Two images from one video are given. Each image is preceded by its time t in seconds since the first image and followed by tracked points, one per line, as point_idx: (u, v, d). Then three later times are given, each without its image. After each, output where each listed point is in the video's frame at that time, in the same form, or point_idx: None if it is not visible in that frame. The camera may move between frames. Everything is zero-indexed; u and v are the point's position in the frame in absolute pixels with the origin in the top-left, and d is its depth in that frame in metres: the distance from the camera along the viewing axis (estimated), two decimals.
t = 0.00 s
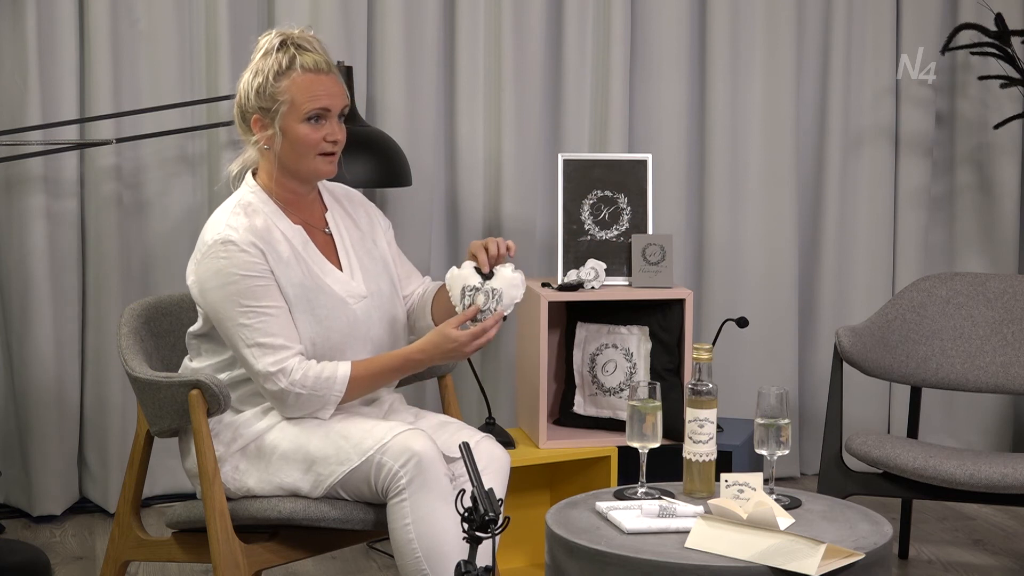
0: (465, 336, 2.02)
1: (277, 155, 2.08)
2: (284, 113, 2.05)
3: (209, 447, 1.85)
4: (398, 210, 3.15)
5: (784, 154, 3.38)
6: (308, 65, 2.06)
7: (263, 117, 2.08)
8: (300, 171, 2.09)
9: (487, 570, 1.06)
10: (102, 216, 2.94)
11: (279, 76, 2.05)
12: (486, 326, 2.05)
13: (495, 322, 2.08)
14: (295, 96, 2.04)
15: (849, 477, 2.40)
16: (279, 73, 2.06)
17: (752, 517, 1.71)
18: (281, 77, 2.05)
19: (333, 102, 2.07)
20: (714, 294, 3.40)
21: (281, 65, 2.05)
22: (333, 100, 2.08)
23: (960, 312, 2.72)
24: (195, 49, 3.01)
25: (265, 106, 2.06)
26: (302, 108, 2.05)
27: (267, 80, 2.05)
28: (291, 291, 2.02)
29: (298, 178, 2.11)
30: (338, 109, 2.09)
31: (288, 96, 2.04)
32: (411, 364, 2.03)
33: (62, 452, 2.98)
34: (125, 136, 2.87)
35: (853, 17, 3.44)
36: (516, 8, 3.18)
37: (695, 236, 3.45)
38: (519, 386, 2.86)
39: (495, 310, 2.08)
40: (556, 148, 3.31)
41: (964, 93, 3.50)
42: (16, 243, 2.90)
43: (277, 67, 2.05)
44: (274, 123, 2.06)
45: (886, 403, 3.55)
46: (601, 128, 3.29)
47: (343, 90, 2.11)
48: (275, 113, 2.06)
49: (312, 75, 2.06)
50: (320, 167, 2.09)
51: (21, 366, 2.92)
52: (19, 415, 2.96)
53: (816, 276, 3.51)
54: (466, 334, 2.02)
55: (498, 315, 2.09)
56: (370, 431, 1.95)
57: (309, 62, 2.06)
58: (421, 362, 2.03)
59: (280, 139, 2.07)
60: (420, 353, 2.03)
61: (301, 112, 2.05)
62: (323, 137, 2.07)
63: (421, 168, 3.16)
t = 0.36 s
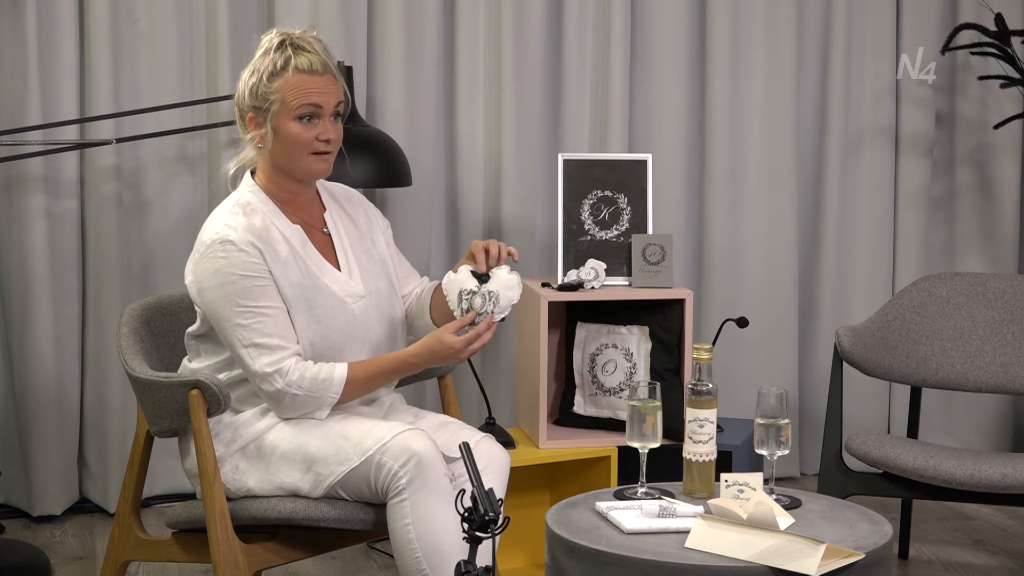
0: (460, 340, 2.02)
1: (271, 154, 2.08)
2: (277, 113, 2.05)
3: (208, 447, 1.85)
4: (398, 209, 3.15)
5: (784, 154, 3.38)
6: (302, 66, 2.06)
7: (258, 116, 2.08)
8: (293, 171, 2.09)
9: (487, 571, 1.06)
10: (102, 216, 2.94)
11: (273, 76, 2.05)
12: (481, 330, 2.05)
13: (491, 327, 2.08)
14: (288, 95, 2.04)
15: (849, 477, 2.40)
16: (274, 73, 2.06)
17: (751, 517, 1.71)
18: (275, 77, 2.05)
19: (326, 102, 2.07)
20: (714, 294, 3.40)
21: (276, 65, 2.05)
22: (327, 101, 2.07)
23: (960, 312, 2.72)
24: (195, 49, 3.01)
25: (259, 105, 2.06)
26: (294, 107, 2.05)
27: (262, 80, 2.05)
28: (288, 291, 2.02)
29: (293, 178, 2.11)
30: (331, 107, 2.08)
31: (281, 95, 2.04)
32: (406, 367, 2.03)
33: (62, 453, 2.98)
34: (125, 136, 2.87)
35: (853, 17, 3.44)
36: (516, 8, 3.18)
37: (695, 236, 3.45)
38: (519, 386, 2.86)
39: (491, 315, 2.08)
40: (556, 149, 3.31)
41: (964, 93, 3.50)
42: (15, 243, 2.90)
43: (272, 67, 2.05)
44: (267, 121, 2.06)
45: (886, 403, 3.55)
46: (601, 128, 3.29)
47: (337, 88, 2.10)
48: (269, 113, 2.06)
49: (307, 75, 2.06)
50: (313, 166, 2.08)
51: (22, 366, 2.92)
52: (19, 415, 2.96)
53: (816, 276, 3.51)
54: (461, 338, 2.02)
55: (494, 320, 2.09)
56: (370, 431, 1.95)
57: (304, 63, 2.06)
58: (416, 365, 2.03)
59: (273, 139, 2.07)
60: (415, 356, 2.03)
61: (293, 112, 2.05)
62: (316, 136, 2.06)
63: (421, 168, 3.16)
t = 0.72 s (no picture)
0: (458, 334, 2.02)
1: (271, 153, 2.08)
2: (276, 112, 2.05)
3: (208, 446, 1.85)
4: (398, 210, 3.15)
5: (784, 154, 3.38)
6: (301, 64, 2.06)
7: (257, 116, 2.08)
8: (293, 169, 2.09)
9: (487, 570, 1.06)
10: (102, 216, 2.94)
11: (272, 75, 2.06)
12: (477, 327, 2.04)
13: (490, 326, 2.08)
14: (287, 94, 2.04)
15: (849, 477, 2.40)
16: (273, 73, 2.06)
17: (752, 517, 1.71)
18: (273, 76, 2.05)
19: (325, 101, 2.07)
20: (714, 294, 3.40)
21: (275, 64, 2.05)
22: (326, 99, 2.07)
23: (960, 312, 2.72)
24: (195, 49, 3.01)
25: (258, 104, 2.06)
26: (292, 105, 2.05)
27: (261, 79, 2.05)
28: (289, 288, 2.02)
29: (292, 177, 2.11)
30: (330, 105, 2.08)
31: (279, 94, 2.04)
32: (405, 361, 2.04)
33: (62, 453, 2.98)
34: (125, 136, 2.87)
35: (854, 17, 3.43)
36: (516, 8, 3.18)
37: (695, 236, 3.45)
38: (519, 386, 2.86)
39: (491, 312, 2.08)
40: (556, 149, 3.31)
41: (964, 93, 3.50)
42: (15, 243, 2.90)
43: (271, 66, 2.05)
44: (266, 120, 2.06)
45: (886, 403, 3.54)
46: (600, 128, 3.29)
47: (336, 87, 2.10)
48: (268, 112, 2.06)
49: (305, 74, 2.06)
50: (313, 164, 2.08)
51: (22, 366, 2.92)
52: (19, 415, 2.96)
53: (816, 276, 3.51)
54: (459, 333, 2.02)
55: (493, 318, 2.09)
56: (370, 431, 1.95)
57: (303, 62, 2.06)
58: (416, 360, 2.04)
59: (272, 138, 2.07)
60: (414, 351, 2.03)
61: (292, 110, 2.05)
62: (315, 134, 2.06)
63: (421, 168, 3.16)
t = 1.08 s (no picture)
0: (460, 330, 2.03)
1: (275, 152, 2.08)
2: (280, 110, 2.05)
3: (208, 447, 1.85)
4: (398, 209, 3.15)
5: (784, 154, 3.38)
6: (303, 63, 2.06)
7: (261, 116, 2.08)
8: (298, 167, 2.09)
9: (487, 570, 1.05)
10: (102, 216, 2.94)
11: (274, 74, 2.06)
12: (481, 324, 2.04)
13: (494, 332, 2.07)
14: (290, 92, 2.04)
15: (849, 477, 2.40)
16: (275, 72, 2.06)
17: (751, 517, 1.71)
18: (276, 76, 2.06)
19: (327, 98, 2.07)
20: (714, 294, 3.40)
21: (276, 64, 2.06)
22: (329, 96, 2.07)
23: (960, 312, 2.72)
24: (195, 49, 3.01)
25: (262, 104, 2.06)
26: (296, 103, 2.05)
27: (263, 79, 2.06)
28: (292, 288, 2.02)
29: (298, 175, 2.11)
30: (334, 102, 2.08)
31: (282, 93, 2.04)
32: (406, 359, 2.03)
33: (62, 453, 2.98)
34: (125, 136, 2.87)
35: (854, 17, 3.44)
36: (516, 8, 3.18)
37: (695, 236, 3.45)
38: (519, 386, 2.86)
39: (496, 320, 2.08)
40: (556, 149, 3.31)
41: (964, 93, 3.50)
42: (15, 243, 2.90)
43: (273, 66, 2.06)
44: (270, 120, 2.06)
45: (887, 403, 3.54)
46: (600, 128, 3.29)
47: (338, 83, 2.10)
48: (272, 111, 2.06)
49: (307, 72, 2.06)
50: (318, 161, 2.08)
51: (22, 366, 2.92)
52: (19, 415, 2.96)
53: (816, 276, 3.51)
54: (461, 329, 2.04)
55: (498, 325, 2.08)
56: (370, 431, 1.95)
57: (305, 60, 2.06)
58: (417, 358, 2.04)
59: (277, 137, 2.06)
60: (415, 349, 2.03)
61: (295, 108, 2.05)
62: (319, 131, 2.06)
63: (421, 168, 3.16)
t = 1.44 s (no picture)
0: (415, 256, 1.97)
1: (271, 150, 2.08)
2: (273, 109, 2.05)
3: (208, 446, 1.85)
4: (398, 209, 3.15)
5: (784, 154, 3.38)
6: (295, 60, 2.06)
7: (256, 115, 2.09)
8: (293, 164, 2.08)
9: (487, 570, 1.05)
10: (102, 216, 2.94)
11: (268, 73, 2.06)
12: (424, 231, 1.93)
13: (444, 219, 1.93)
14: (282, 90, 2.04)
15: (849, 477, 2.40)
16: (269, 71, 2.06)
17: (752, 517, 1.71)
18: (269, 74, 2.06)
19: (320, 94, 2.06)
20: (714, 293, 3.40)
21: (271, 63, 2.06)
22: (321, 93, 2.07)
23: (960, 312, 2.72)
24: (195, 49, 3.01)
25: (257, 103, 2.07)
26: (288, 100, 2.05)
27: (257, 78, 2.06)
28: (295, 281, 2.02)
29: (295, 172, 2.10)
30: (326, 99, 2.07)
31: (275, 91, 2.05)
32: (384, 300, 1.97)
33: (62, 452, 2.98)
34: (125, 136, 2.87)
35: (854, 17, 3.44)
36: (516, 8, 3.18)
37: (695, 236, 3.45)
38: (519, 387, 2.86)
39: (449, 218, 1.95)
40: (556, 149, 3.31)
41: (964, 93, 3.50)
42: (15, 243, 2.90)
43: (267, 65, 2.06)
44: (264, 118, 2.07)
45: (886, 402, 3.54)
46: (600, 128, 3.29)
47: (332, 80, 2.10)
48: (266, 109, 2.06)
49: (300, 70, 2.06)
50: (312, 158, 2.07)
51: (22, 366, 2.92)
52: (19, 415, 2.96)
53: (816, 276, 3.51)
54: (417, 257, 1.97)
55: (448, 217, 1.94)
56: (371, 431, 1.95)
57: (298, 58, 2.06)
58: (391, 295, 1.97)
59: (271, 134, 2.07)
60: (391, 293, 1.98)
61: (287, 106, 2.05)
62: (311, 128, 2.05)
63: (421, 168, 3.16)
